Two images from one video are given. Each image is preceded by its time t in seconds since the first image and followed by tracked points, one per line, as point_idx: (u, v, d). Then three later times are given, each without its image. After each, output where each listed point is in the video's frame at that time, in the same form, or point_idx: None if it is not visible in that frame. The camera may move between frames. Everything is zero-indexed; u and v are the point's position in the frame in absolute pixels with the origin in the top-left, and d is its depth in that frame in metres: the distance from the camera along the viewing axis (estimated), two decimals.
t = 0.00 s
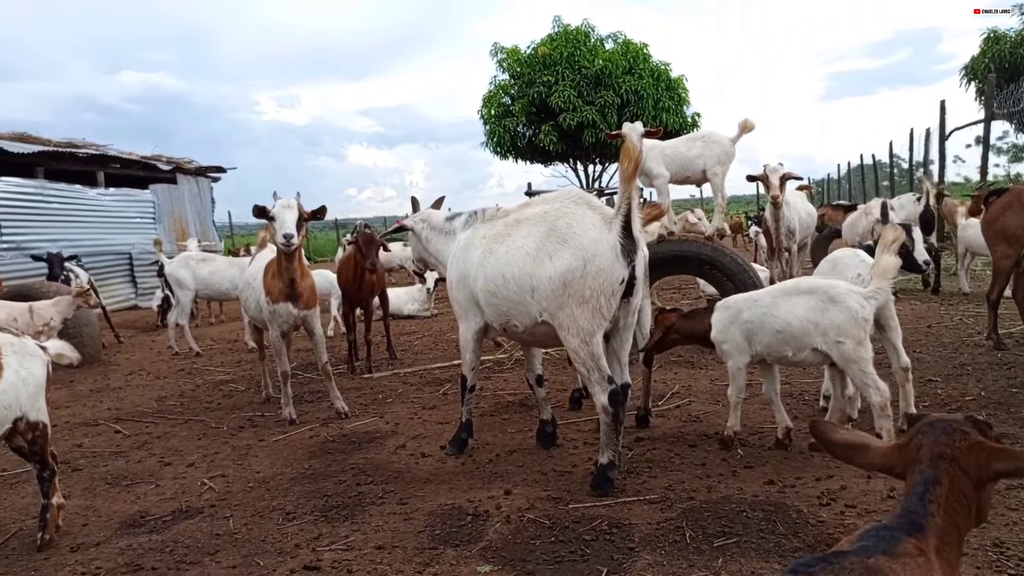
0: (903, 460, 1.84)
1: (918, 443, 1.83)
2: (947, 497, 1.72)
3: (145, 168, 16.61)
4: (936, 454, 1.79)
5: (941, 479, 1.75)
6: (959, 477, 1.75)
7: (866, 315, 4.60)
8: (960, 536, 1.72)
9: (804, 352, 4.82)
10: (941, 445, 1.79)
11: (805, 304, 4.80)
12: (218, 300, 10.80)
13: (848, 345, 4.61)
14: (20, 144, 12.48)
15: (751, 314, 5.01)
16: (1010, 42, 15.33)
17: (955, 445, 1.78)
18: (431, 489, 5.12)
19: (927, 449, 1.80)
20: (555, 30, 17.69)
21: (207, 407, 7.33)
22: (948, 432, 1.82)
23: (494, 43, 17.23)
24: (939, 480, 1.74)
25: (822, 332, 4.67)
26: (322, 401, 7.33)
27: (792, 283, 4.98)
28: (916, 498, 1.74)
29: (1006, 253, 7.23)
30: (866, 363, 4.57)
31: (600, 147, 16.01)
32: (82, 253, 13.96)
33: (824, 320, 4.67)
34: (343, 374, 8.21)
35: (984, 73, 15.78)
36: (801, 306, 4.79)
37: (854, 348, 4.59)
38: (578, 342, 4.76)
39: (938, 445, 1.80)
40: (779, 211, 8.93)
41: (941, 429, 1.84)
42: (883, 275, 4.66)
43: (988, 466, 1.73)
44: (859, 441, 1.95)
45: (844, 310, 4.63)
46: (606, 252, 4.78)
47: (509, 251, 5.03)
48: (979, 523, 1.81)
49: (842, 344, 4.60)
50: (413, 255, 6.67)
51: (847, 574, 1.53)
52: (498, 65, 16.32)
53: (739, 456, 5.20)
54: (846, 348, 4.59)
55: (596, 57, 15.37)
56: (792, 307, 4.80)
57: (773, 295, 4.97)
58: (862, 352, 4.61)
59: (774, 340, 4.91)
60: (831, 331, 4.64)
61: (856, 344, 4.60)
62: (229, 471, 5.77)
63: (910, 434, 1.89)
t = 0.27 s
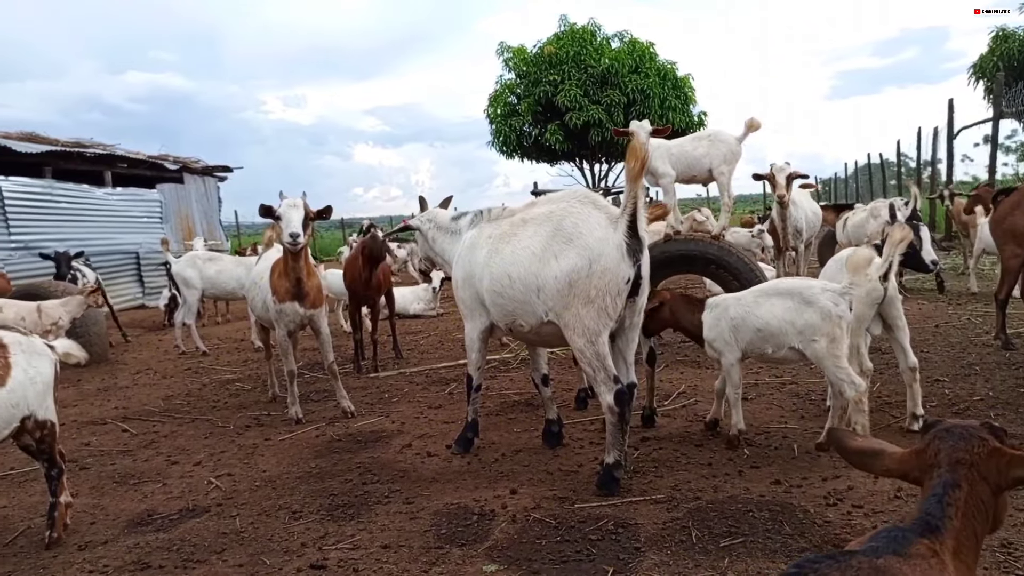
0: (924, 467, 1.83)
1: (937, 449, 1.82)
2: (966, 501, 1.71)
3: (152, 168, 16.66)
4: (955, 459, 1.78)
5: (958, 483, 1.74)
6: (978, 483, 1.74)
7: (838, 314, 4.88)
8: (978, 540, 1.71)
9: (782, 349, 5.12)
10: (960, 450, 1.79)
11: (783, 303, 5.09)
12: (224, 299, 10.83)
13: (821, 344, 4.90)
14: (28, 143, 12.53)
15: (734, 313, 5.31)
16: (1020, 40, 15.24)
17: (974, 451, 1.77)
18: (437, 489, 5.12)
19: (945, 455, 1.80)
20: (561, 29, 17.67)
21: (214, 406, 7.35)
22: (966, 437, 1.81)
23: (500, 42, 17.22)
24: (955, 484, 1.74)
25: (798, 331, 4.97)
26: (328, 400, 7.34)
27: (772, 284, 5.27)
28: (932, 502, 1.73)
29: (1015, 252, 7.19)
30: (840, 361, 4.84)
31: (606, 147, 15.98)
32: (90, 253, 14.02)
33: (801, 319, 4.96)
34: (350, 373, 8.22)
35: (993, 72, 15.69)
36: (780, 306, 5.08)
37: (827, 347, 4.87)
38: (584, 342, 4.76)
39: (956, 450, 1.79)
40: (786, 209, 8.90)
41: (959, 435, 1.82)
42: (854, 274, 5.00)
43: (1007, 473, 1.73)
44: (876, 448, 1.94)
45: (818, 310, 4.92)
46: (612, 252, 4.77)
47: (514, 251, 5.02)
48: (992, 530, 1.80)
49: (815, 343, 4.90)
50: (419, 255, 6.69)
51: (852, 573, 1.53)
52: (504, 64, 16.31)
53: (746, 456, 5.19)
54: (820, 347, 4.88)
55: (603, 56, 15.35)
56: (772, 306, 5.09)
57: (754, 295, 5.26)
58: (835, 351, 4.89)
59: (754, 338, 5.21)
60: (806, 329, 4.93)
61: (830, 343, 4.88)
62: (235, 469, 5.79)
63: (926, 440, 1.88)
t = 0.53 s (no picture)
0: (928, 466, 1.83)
1: (942, 448, 1.82)
2: (973, 502, 1.71)
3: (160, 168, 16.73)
4: (962, 459, 1.77)
5: (965, 483, 1.73)
6: (984, 484, 1.74)
7: (824, 313, 4.90)
8: (984, 541, 1.70)
9: (774, 347, 5.15)
10: (966, 450, 1.78)
11: (775, 299, 5.13)
12: (232, 299, 10.86)
13: (803, 342, 4.95)
14: (37, 144, 12.59)
15: (732, 309, 5.36)
16: None
17: (980, 451, 1.76)
18: (444, 488, 5.13)
19: (952, 454, 1.79)
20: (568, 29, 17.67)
21: (221, 406, 7.37)
22: (973, 438, 1.80)
23: (507, 42, 17.22)
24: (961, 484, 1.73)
25: (784, 329, 5.01)
26: (335, 400, 7.36)
27: (769, 281, 5.29)
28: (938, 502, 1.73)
29: None
30: (816, 360, 4.91)
31: (613, 147, 15.97)
32: (98, 253, 14.09)
33: (787, 316, 5.00)
34: (356, 373, 8.24)
35: (1002, 71, 15.63)
36: (771, 303, 5.12)
37: (809, 346, 4.92)
38: (590, 342, 4.76)
39: (963, 450, 1.79)
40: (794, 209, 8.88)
41: (965, 435, 1.82)
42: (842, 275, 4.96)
43: (1014, 474, 1.73)
44: (882, 448, 1.93)
45: (804, 308, 4.95)
46: (618, 252, 4.76)
47: (520, 251, 5.02)
48: (998, 530, 1.79)
49: (799, 341, 4.95)
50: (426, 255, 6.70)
51: (858, 572, 1.54)
52: (511, 64, 16.31)
53: (753, 456, 5.18)
54: (801, 345, 4.93)
55: (609, 56, 15.34)
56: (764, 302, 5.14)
57: (752, 293, 5.30)
58: (816, 350, 4.93)
59: (749, 335, 5.26)
60: (791, 327, 4.98)
61: (811, 342, 4.93)
62: (242, 469, 5.80)
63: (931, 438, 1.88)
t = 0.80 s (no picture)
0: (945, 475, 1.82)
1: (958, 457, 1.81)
2: (984, 510, 1.70)
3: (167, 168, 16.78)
4: (975, 468, 1.77)
5: (978, 491, 1.72)
6: (995, 494, 1.72)
7: (830, 312, 4.89)
8: (994, 551, 1.69)
9: (780, 347, 5.14)
10: (979, 459, 1.77)
11: (780, 299, 5.12)
12: (239, 299, 10.89)
13: (809, 341, 4.93)
14: (45, 144, 12.65)
15: (736, 311, 5.36)
16: None
17: (994, 461, 1.75)
18: (450, 488, 5.14)
19: (965, 463, 1.79)
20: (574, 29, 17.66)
21: (228, 405, 7.40)
22: (989, 448, 1.79)
23: (513, 42, 17.23)
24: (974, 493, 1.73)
25: (790, 328, 5.00)
26: (341, 399, 7.38)
27: (773, 282, 5.29)
28: (948, 508, 1.72)
29: None
30: (821, 359, 4.89)
31: (619, 146, 15.95)
32: (106, 252, 14.16)
33: (792, 316, 4.99)
34: (363, 373, 8.26)
35: (1011, 70, 15.55)
36: (776, 303, 5.12)
37: (815, 344, 4.91)
38: (596, 342, 4.75)
39: (976, 459, 1.78)
40: (800, 209, 8.86)
41: (984, 446, 1.81)
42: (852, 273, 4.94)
43: None
44: (900, 456, 1.93)
45: (810, 307, 4.95)
46: (624, 251, 4.76)
47: (526, 251, 5.03)
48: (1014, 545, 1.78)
49: (805, 340, 4.93)
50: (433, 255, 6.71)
51: (864, 572, 1.54)
52: (517, 64, 16.32)
53: (759, 457, 5.17)
54: (807, 344, 4.92)
55: (616, 56, 15.32)
56: (769, 303, 5.13)
57: (756, 293, 5.29)
58: (822, 349, 4.91)
59: (754, 336, 5.24)
60: (796, 326, 4.97)
61: (817, 341, 4.91)
62: (249, 468, 5.82)
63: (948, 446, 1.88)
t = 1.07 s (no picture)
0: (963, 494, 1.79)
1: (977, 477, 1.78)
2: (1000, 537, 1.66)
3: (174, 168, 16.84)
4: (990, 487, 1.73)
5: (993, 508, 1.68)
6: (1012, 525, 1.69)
7: (835, 313, 4.87)
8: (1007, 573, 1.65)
9: (785, 348, 5.13)
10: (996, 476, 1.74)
11: (785, 300, 5.11)
12: (246, 299, 10.92)
13: (814, 341, 4.93)
14: (53, 144, 12.71)
15: (742, 312, 5.35)
16: None
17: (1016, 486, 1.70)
18: (456, 487, 5.14)
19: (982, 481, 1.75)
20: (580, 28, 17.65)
21: (235, 404, 7.42)
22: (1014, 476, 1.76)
23: (520, 42, 17.24)
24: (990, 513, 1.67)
25: (794, 328, 4.99)
26: (348, 399, 7.39)
27: (778, 282, 5.27)
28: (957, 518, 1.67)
29: None
30: (826, 360, 4.88)
31: (625, 146, 15.93)
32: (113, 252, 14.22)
33: (797, 316, 4.98)
34: (369, 372, 8.28)
35: (1019, 69, 15.48)
36: (781, 304, 5.11)
37: (820, 345, 4.90)
38: (602, 342, 4.75)
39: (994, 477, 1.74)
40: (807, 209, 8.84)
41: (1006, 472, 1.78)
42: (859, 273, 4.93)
43: None
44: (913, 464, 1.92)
45: (816, 308, 4.93)
46: (630, 252, 4.75)
47: (532, 251, 5.02)
48: None
49: (810, 340, 4.93)
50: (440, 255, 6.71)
51: (863, 568, 1.49)
52: (523, 64, 16.32)
53: (766, 457, 5.16)
54: (812, 344, 4.91)
55: (622, 56, 15.30)
56: (774, 304, 5.12)
57: (761, 294, 5.28)
58: (827, 349, 4.91)
59: (759, 337, 5.23)
60: (801, 327, 4.96)
61: (823, 341, 4.91)
62: (256, 467, 5.84)
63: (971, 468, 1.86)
